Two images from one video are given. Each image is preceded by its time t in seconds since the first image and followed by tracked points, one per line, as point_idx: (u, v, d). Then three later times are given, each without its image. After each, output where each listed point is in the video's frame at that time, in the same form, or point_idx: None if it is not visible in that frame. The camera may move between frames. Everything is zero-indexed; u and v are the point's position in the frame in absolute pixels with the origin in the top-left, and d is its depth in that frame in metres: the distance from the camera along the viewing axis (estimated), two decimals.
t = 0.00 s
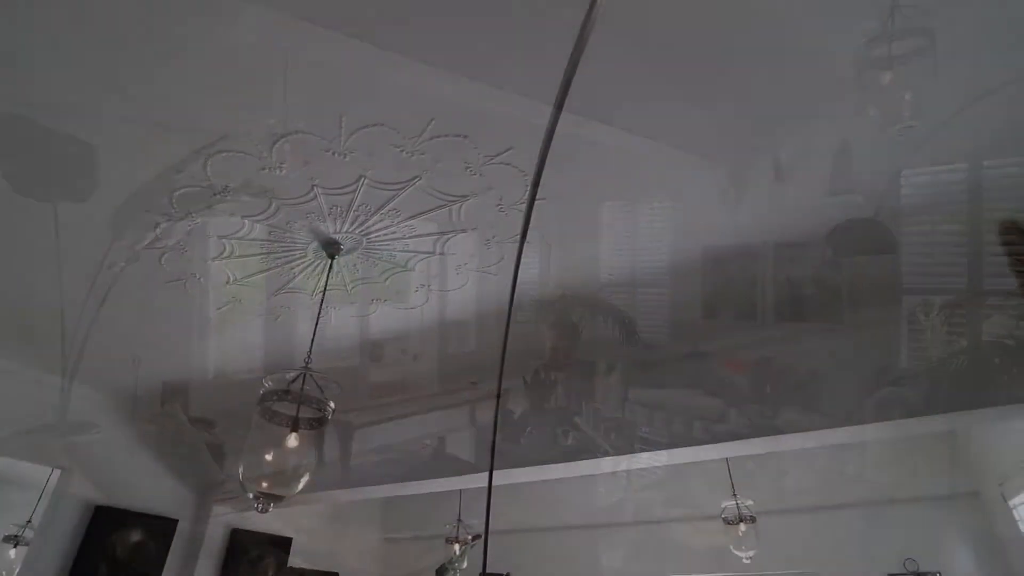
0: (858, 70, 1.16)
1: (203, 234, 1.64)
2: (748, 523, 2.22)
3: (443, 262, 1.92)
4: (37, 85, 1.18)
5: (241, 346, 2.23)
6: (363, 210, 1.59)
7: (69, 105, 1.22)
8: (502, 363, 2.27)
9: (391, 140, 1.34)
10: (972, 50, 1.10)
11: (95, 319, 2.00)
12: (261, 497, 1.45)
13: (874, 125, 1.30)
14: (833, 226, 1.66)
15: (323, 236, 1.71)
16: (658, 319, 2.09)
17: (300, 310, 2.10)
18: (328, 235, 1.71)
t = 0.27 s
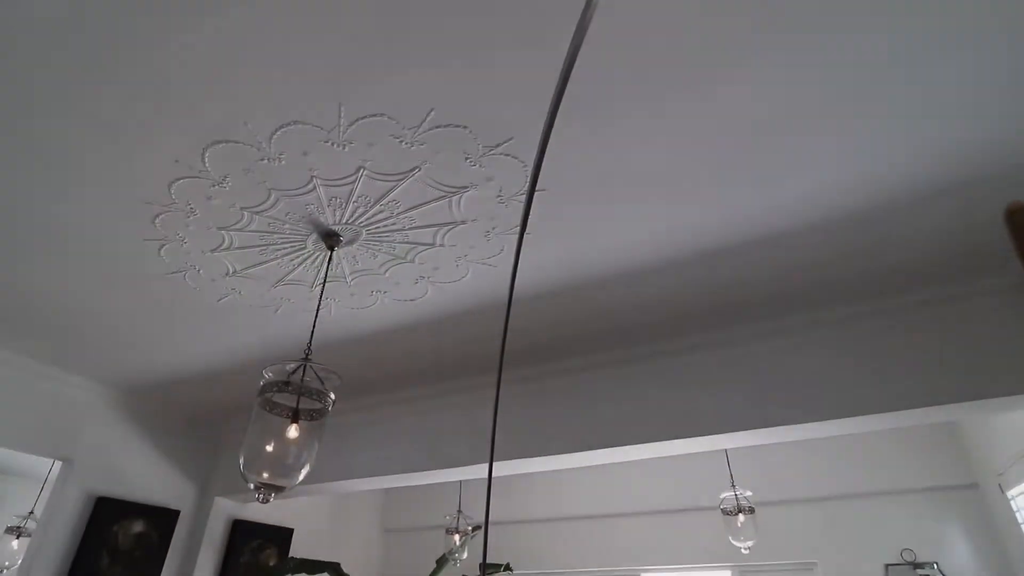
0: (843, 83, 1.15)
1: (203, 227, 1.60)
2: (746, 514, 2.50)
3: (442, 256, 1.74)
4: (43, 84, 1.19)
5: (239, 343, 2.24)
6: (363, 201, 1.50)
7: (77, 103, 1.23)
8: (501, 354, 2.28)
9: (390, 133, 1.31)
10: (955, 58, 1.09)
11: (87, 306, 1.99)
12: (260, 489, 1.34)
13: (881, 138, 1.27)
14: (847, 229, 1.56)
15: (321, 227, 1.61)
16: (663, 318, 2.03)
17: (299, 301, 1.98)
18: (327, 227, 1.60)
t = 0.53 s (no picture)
0: (848, 75, 1.14)
1: (203, 219, 1.60)
2: (745, 504, 2.51)
3: (442, 248, 1.73)
4: (39, 76, 1.18)
5: (241, 334, 2.24)
6: (363, 191, 1.50)
7: (75, 94, 1.22)
8: (502, 344, 2.28)
9: (389, 123, 1.30)
10: (958, 49, 1.08)
11: (87, 299, 1.99)
12: (261, 480, 1.34)
13: (887, 129, 1.26)
14: (848, 221, 1.56)
15: (321, 219, 1.60)
16: (663, 310, 2.02)
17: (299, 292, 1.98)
18: (327, 218, 1.60)
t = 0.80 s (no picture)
0: (856, 61, 1.13)
1: (203, 205, 1.59)
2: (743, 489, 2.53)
3: (441, 234, 1.73)
4: (34, 62, 1.17)
5: (243, 321, 2.25)
6: (363, 177, 1.49)
7: (73, 81, 1.21)
8: (502, 331, 2.28)
9: (389, 107, 1.29)
10: (970, 32, 1.07)
11: (88, 287, 1.98)
12: (263, 464, 1.35)
13: (894, 114, 1.25)
14: (850, 208, 1.56)
15: (321, 205, 1.60)
16: (666, 297, 2.02)
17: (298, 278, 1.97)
18: (327, 203, 1.59)
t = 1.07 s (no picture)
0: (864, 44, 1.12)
1: (203, 193, 1.59)
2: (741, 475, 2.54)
3: (441, 222, 1.73)
4: (29, 48, 1.15)
5: (243, 308, 2.24)
6: (363, 164, 1.48)
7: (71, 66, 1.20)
8: (502, 319, 2.29)
9: (389, 94, 1.28)
10: (977, 14, 1.06)
11: (89, 274, 1.98)
12: (266, 450, 1.35)
13: (900, 99, 1.24)
14: (852, 194, 1.55)
15: (321, 192, 1.59)
16: (667, 284, 2.02)
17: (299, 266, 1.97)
18: (327, 191, 1.59)
